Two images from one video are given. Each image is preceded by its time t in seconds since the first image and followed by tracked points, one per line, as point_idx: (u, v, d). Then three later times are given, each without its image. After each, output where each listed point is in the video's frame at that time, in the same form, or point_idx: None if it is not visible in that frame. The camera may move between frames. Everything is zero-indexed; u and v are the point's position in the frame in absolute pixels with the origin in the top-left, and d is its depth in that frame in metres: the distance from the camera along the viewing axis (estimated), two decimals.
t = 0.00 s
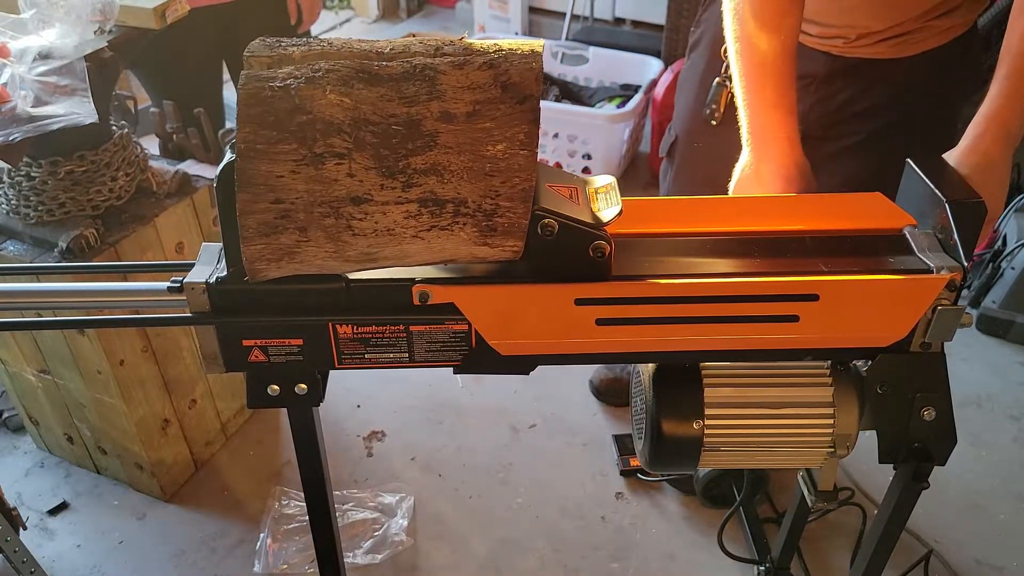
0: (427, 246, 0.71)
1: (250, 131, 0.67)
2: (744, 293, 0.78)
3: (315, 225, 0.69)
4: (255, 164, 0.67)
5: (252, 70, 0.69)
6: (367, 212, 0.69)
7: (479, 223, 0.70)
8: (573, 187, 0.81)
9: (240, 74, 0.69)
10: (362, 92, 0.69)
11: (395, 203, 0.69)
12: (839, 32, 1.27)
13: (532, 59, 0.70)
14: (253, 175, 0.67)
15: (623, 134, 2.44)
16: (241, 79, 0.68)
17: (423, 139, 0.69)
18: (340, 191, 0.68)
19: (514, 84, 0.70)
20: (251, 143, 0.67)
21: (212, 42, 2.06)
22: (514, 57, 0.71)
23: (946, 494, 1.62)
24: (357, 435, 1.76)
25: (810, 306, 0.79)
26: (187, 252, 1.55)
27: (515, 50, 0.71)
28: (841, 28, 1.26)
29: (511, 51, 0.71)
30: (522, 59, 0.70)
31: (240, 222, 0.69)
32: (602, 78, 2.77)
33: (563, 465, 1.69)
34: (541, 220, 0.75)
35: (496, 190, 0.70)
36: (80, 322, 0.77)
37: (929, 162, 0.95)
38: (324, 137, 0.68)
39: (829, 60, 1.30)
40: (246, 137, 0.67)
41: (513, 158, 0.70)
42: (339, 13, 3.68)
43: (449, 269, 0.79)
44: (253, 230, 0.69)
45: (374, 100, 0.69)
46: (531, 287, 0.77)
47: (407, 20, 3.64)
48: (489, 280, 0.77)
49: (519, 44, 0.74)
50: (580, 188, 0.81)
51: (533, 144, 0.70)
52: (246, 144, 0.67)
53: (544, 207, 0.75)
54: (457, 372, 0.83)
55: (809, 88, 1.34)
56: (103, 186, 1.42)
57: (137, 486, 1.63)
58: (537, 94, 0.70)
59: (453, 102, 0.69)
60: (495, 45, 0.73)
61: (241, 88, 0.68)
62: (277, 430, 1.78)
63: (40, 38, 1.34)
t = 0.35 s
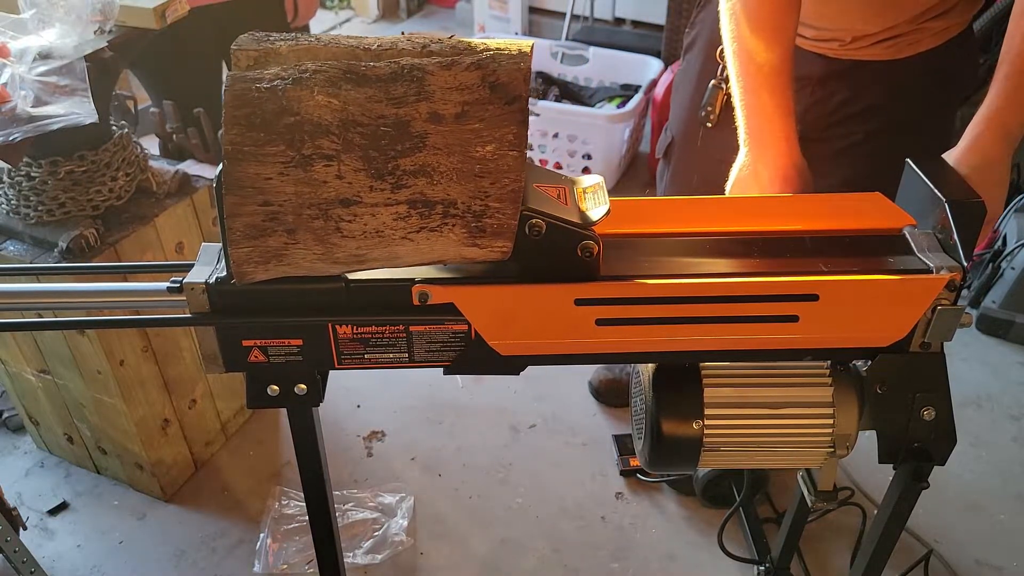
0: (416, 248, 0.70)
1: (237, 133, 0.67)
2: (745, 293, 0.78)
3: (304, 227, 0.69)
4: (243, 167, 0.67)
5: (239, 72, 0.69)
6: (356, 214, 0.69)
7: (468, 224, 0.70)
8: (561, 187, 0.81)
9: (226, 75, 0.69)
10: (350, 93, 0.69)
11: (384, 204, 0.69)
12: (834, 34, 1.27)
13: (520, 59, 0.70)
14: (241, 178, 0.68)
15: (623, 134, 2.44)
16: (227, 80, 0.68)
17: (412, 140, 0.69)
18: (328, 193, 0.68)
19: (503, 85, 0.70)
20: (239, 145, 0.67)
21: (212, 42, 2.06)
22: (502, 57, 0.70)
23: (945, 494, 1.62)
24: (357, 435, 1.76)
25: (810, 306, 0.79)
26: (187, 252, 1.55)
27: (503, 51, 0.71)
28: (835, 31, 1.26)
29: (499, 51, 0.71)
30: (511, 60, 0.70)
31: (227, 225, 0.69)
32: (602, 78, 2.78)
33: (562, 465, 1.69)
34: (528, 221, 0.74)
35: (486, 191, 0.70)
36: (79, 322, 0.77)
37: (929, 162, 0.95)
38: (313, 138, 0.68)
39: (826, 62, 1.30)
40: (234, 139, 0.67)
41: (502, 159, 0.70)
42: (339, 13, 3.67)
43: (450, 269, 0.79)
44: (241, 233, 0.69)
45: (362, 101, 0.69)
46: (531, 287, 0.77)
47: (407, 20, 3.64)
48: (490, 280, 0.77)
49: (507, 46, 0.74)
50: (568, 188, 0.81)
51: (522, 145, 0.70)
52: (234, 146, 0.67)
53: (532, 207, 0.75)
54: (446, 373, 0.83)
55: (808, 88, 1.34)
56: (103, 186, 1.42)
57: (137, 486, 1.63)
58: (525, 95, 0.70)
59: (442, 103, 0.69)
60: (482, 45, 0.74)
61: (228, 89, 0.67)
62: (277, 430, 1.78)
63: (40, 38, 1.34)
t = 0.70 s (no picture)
0: (403, 247, 0.71)
1: (221, 135, 0.67)
2: (745, 293, 0.78)
3: (290, 229, 0.69)
4: (228, 169, 0.68)
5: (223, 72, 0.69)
6: (342, 215, 0.69)
7: (455, 224, 0.71)
8: (548, 187, 0.81)
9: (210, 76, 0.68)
10: (335, 93, 0.68)
11: (371, 205, 0.70)
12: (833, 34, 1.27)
13: (506, 59, 0.70)
14: (226, 180, 0.68)
15: (623, 134, 2.44)
16: (212, 80, 0.68)
17: (398, 140, 0.69)
18: (314, 194, 0.69)
19: (489, 84, 0.69)
20: (223, 147, 0.67)
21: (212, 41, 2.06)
22: (488, 57, 0.70)
23: (945, 495, 1.62)
24: (357, 435, 1.76)
25: (809, 306, 0.79)
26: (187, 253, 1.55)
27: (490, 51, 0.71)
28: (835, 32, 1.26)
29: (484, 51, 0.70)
30: (496, 58, 0.70)
31: (212, 226, 0.69)
32: (602, 78, 2.78)
33: (562, 465, 1.69)
34: (514, 222, 0.75)
35: (473, 191, 0.70)
36: (79, 323, 0.77)
37: (929, 162, 0.95)
38: (298, 139, 0.68)
39: (826, 63, 1.30)
40: (219, 140, 0.67)
41: (488, 159, 0.70)
42: (339, 13, 3.67)
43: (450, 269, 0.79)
44: (227, 235, 0.69)
45: (348, 101, 0.69)
46: (532, 287, 0.77)
47: (407, 20, 3.64)
48: (490, 280, 0.78)
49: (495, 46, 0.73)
50: (555, 189, 0.81)
51: (508, 145, 0.70)
52: (218, 148, 0.67)
53: (519, 208, 0.75)
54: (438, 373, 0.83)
55: (807, 90, 1.34)
56: (103, 186, 1.42)
57: (137, 486, 1.63)
58: (511, 94, 0.69)
59: (428, 103, 0.69)
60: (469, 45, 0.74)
61: (211, 90, 0.67)
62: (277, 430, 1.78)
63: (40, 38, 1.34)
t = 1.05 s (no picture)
0: (392, 250, 0.71)
1: (209, 138, 0.67)
2: (744, 293, 0.78)
3: (278, 231, 0.70)
4: (215, 171, 0.68)
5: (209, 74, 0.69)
6: (331, 218, 0.70)
7: (444, 226, 0.70)
8: (537, 188, 0.81)
9: (197, 78, 0.69)
10: (324, 95, 0.69)
11: (360, 208, 0.70)
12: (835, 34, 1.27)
13: (496, 60, 0.70)
14: (213, 183, 0.68)
15: (623, 134, 2.44)
16: (198, 83, 0.68)
17: (388, 143, 0.69)
18: (303, 198, 0.69)
19: (478, 86, 0.69)
20: (211, 150, 0.68)
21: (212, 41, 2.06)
22: (477, 59, 0.70)
23: (945, 495, 1.62)
24: (357, 435, 1.76)
25: (810, 306, 0.79)
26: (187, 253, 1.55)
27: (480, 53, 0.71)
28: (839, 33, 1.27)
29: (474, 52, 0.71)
30: (486, 60, 0.70)
31: (199, 230, 0.69)
32: (602, 78, 2.78)
33: (562, 465, 1.69)
34: (504, 222, 0.75)
35: (462, 194, 0.70)
36: (80, 323, 0.77)
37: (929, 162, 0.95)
38: (286, 142, 0.68)
39: (828, 65, 1.30)
40: (206, 143, 0.68)
41: (478, 162, 0.70)
42: (339, 13, 3.67)
43: (449, 268, 0.79)
44: (214, 238, 0.69)
45: (336, 103, 0.69)
46: (531, 287, 0.77)
47: (407, 20, 3.64)
48: (490, 280, 0.78)
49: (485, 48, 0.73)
50: (544, 189, 0.81)
51: (498, 147, 0.70)
52: (206, 151, 0.68)
53: (507, 208, 0.75)
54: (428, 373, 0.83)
55: (809, 91, 1.34)
56: (103, 186, 1.42)
57: (137, 486, 1.63)
58: (501, 97, 0.69)
59: (417, 105, 0.69)
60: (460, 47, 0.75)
61: (198, 92, 0.68)
62: (276, 430, 1.78)
63: (40, 38, 1.33)
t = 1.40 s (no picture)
0: (380, 252, 0.71)
1: (196, 140, 0.68)
2: (743, 293, 0.79)
3: (265, 234, 0.70)
4: (203, 174, 0.68)
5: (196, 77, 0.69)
6: (319, 220, 0.70)
7: (433, 229, 0.71)
8: (526, 188, 0.81)
9: (183, 80, 0.69)
10: (311, 98, 0.69)
11: (348, 210, 0.70)
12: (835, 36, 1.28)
13: (483, 62, 0.71)
14: (199, 185, 0.68)
15: (623, 135, 2.44)
16: (184, 85, 0.68)
17: (375, 145, 0.70)
18: (291, 200, 0.69)
19: (465, 88, 0.70)
20: (198, 152, 0.68)
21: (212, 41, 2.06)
22: (464, 61, 0.71)
23: (944, 495, 1.63)
24: (357, 435, 1.76)
25: (809, 306, 0.80)
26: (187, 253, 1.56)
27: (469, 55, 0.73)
28: (840, 35, 1.27)
29: (461, 55, 0.72)
30: (473, 63, 0.71)
31: (186, 232, 0.69)
32: (602, 78, 2.78)
33: (562, 465, 1.69)
34: (492, 223, 0.75)
35: (450, 196, 0.70)
36: (82, 323, 0.78)
37: (928, 162, 0.95)
38: (274, 145, 0.69)
39: (831, 66, 1.30)
40: (193, 145, 0.68)
41: (466, 164, 0.70)
42: (339, 14, 3.67)
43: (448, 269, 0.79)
44: (201, 240, 0.69)
45: (323, 105, 0.69)
46: (530, 288, 0.78)
47: (408, 21, 3.64)
48: (490, 280, 0.78)
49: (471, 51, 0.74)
50: (532, 189, 0.81)
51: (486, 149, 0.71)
52: (193, 154, 0.68)
53: (496, 208, 0.75)
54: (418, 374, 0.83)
55: (810, 93, 1.34)
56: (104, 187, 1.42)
57: (137, 486, 1.64)
58: (488, 99, 0.70)
59: (405, 107, 0.70)
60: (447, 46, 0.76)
61: (185, 94, 0.68)
62: (277, 430, 1.78)
63: (42, 40, 1.35)
